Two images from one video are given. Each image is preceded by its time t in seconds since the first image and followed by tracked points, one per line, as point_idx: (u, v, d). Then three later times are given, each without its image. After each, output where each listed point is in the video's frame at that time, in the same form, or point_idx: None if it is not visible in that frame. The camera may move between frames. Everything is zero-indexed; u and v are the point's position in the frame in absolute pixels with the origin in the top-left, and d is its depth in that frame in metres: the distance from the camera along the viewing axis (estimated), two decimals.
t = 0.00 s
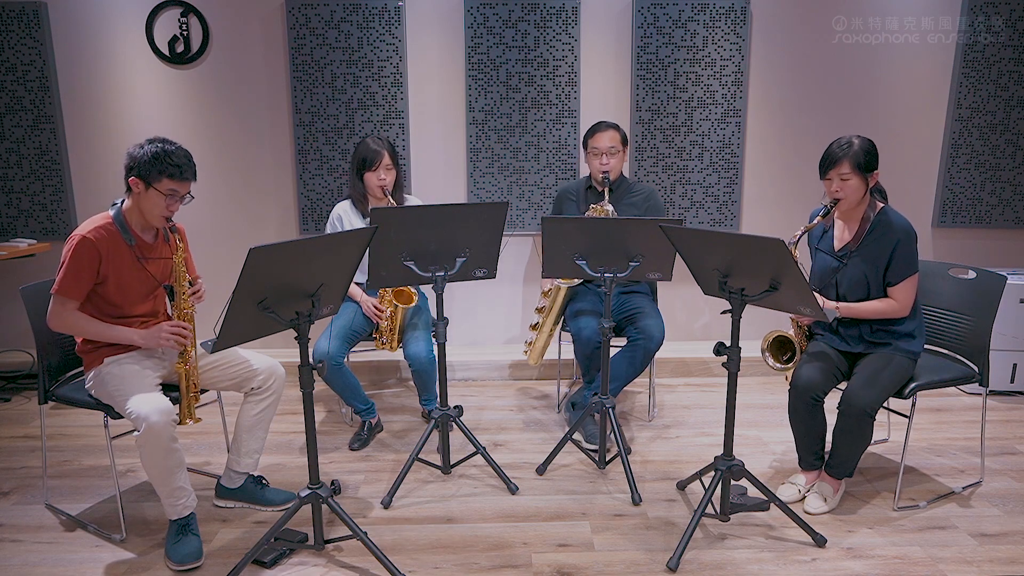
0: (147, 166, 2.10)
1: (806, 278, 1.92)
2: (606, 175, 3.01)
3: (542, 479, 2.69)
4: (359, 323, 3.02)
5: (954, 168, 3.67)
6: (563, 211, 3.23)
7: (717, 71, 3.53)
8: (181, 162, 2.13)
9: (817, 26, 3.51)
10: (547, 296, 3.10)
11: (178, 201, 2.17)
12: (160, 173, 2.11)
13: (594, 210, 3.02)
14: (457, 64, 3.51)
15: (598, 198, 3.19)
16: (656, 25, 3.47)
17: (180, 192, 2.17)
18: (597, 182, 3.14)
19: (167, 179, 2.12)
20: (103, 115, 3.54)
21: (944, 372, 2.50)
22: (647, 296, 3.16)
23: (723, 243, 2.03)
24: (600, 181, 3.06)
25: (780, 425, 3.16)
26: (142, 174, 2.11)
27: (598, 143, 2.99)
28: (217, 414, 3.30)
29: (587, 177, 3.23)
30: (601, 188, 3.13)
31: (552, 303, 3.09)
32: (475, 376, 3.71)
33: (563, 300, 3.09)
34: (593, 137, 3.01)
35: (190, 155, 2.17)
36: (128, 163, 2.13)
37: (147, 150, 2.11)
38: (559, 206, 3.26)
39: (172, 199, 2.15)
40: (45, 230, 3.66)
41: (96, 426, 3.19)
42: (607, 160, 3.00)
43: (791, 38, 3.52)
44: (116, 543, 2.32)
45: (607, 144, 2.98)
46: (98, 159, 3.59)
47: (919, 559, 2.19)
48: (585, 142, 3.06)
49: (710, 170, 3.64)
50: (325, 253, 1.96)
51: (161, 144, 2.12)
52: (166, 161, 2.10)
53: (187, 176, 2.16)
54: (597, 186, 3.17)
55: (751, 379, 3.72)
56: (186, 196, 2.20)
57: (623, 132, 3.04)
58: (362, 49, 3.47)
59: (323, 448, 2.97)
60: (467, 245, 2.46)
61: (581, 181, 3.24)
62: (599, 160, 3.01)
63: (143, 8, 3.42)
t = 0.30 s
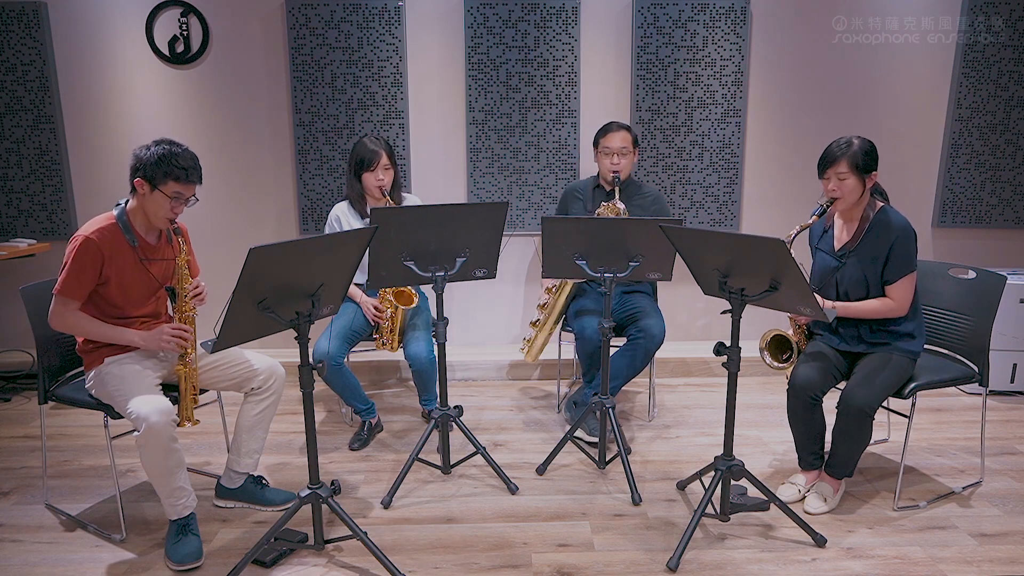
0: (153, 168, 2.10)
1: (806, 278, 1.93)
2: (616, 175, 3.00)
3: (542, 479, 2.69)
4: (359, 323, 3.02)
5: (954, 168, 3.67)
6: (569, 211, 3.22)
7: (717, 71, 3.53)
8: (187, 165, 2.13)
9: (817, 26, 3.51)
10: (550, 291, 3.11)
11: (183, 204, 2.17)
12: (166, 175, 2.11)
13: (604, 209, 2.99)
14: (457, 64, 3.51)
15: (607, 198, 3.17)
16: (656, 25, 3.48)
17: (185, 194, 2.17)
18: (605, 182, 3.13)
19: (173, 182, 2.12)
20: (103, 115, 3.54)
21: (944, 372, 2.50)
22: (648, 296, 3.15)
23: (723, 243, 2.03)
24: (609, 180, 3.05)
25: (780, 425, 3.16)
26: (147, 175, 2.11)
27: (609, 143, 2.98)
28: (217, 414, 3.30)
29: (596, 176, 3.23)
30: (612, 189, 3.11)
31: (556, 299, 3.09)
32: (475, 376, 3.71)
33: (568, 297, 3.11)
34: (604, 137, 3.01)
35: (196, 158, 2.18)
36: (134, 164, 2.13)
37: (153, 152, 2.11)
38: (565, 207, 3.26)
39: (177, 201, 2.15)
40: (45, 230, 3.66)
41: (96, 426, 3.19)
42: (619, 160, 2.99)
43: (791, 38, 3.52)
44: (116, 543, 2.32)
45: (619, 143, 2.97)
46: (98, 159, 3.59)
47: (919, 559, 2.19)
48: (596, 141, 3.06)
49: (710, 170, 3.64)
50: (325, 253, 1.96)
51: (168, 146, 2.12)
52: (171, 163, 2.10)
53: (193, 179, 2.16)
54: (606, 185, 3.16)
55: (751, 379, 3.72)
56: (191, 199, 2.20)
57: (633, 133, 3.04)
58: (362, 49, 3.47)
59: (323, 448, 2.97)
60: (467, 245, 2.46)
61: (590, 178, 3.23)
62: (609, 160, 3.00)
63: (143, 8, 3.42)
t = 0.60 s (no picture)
0: (160, 171, 2.10)
1: (806, 278, 1.92)
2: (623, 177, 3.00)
3: (542, 479, 2.69)
4: (359, 323, 3.02)
5: (954, 168, 3.67)
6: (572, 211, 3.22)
7: (717, 71, 3.53)
8: (193, 168, 2.13)
9: (817, 26, 3.51)
10: (552, 291, 3.10)
11: (188, 207, 2.17)
12: (172, 178, 2.10)
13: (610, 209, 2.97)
14: (457, 64, 3.51)
15: (613, 198, 3.16)
16: (656, 25, 3.47)
17: (191, 198, 2.16)
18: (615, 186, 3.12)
19: (179, 185, 2.12)
20: (103, 116, 3.54)
21: (944, 372, 2.50)
22: (648, 296, 3.15)
23: (723, 243, 2.03)
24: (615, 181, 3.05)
25: (780, 425, 3.16)
26: (153, 178, 2.10)
27: (617, 144, 2.98)
28: (217, 414, 3.30)
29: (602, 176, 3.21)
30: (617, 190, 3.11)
31: (558, 299, 3.08)
32: (475, 376, 3.71)
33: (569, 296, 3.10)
34: (611, 137, 3.01)
35: (203, 161, 2.17)
36: (140, 166, 2.13)
37: (161, 154, 2.11)
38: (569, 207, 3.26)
39: (183, 204, 2.15)
40: (45, 230, 3.66)
41: (96, 426, 3.19)
42: (626, 161, 2.99)
43: (791, 38, 3.52)
44: (116, 543, 2.32)
45: (625, 145, 2.97)
46: (98, 160, 3.59)
47: (919, 559, 2.19)
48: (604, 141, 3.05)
49: (710, 170, 3.64)
50: (325, 254, 1.96)
51: (176, 149, 2.12)
52: (178, 166, 2.10)
53: (199, 182, 2.16)
54: (611, 186, 3.15)
55: (751, 379, 3.72)
56: (197, 203, 2.19)
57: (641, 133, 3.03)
58: (362, 49, 3.47)
59: (323, 448, 2.97)
60: (467, 245, 2.46)
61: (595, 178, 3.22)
62: (616, 162, 3.00)
63: (143, 8, 3.42)
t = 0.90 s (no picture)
0: (167, 175, 2.09)
1: (806, 278, 1.92)
2: (627, 179, 2.97)
3: (542, 479, 2.69)
4: (359, 323, 3.02)
5: (954, 168, 3.67)
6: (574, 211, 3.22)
7: (717, 71, 3.53)
8: (202, 174, 2.13)
9: (817, 26, 3.51)
10: (552, 291, 3.09)
11: (195, 211, 2.17)
12: (179, 183, 2.10)
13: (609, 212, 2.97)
14: (457, 64, 3.51)
15: (614, 200, 3.15)
16: (656, 25, 3.47)
17: (198, 203, 2.16)
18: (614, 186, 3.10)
19: (186, 190, 2.11)
20: (103, 116, 3.54)
21: (944, 372, 2.50)
22: (647, 296, 3.15)
23: (723, 243, 2.04)
24: (617, 183, 3.02)
25: (780, 425, 3.16)
26: (161, 182, 2.10)
27: (619, 146, 2.95)
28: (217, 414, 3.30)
29: (603, 176, 3.20)
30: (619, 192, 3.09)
31: (558, 299, 3.06)
32: (475, 376, 3.71)
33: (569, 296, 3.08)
34: (615, 139, 2.98)
35: (211, 166, 2.17)
36: (148, 169, 2.12)
37: (169, 158, 2.11)
38: (570, 206, 3.25)
39: (189, 209, 2.15)
40: (45, 230, 3.66)
41: (96, 426, 3.19)
42: (628, 164, 2.96)
43: (791, 38, 3.52)
44: (116, 543, 2.32)
45: (628, 148, 2.94)
46: (98, 160, 3.59)
47: (919, 559, 2.19)
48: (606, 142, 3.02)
49: (710, 170, 3.64)
50: (325, 254, 1.96)
51: (184, 154, 2.11)
52: (185, 171, 2.10)
53: (206, 188, 2.15)
54: (613, 187, 3.13)
55: (751, 379, 3.72)
56: (204, 207, 2.19)
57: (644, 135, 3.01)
58: (362, 48, 3.47)
59: (323, 448, 2.97)
60: (467, 245, 2.46)
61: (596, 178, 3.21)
62: (619, 163, 2.97)
63: (143, 8, 3.42)
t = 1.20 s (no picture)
0: (171, 181, 2.09)
1: (806, 278, 1.92)
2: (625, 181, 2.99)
3: (542, 479, 2.69)
4: (359, 324, 3.02)
5: (954, 168, 3.67)
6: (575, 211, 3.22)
7: (717, 71, 3.53)
8: (206, 180, 2.12)
9: (817, 26, 3.51)
10: (550, 293, 3.09)
11: (198, 217, 2.17)
12: (183, 189, 2.09)
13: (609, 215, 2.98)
14: (457, 64, 3.51)
15: (613, 203, 3.13)
16: (656, 25, 3.47)
17: (201, 209, 2.16)
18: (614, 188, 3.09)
19: (190, 196, 2.11)
20: (103, 116, 3.54)
21: (944, 371, 2.50)
22: (648, 297, 3.14)
23: (723, 243, 2.04)
24: (617, 185, 3.04)
25: (780, 425, 3.16)
26: (165, 188, 2.10)
27: (619, 148, 2.94)
28: (217, 414, 3.31)
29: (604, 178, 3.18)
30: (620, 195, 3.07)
31: (555, 301, 3.07)
32: (476, 376, 3.71)
33: (567, 297, 3.09)
34: (615, 140, 2.96)
35: (215, 171, 2.16)
36: (152, 174, 2.12)
37: (173, 163, 2.10)
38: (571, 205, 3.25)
39: (193, 215, 2.15)
40: (45, 230, 3.66)
41: (96, 426, 3.19)
42: (627, 166, 2.96)
43: (791, 38, 3.52)
44: (116, 543, 2.32)
45: (628, 150, 2.93)
46: (98, 160, 3.59)
47: (919, 559, 2.19)
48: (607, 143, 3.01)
49: (710, 170, 3.64)
50: (324, 254, 1.96)
51: (188, 160, 2.10)
52: (189, 177, 2.09)
53: (210, 195, 2.15)
54: (613, 189, 3.12)
55: (751, 379, 3.73)
56: (207, 213, 2.19)
57: (647, 138, 2.98)
58: (362, 48, 3.47)
59: (324, 448, 2.97)
60: (467, 245, 2.46)
61: (598, 179, 3.19)
62: (619, 166, 2.97)
63: (143, 8, 3.42)
